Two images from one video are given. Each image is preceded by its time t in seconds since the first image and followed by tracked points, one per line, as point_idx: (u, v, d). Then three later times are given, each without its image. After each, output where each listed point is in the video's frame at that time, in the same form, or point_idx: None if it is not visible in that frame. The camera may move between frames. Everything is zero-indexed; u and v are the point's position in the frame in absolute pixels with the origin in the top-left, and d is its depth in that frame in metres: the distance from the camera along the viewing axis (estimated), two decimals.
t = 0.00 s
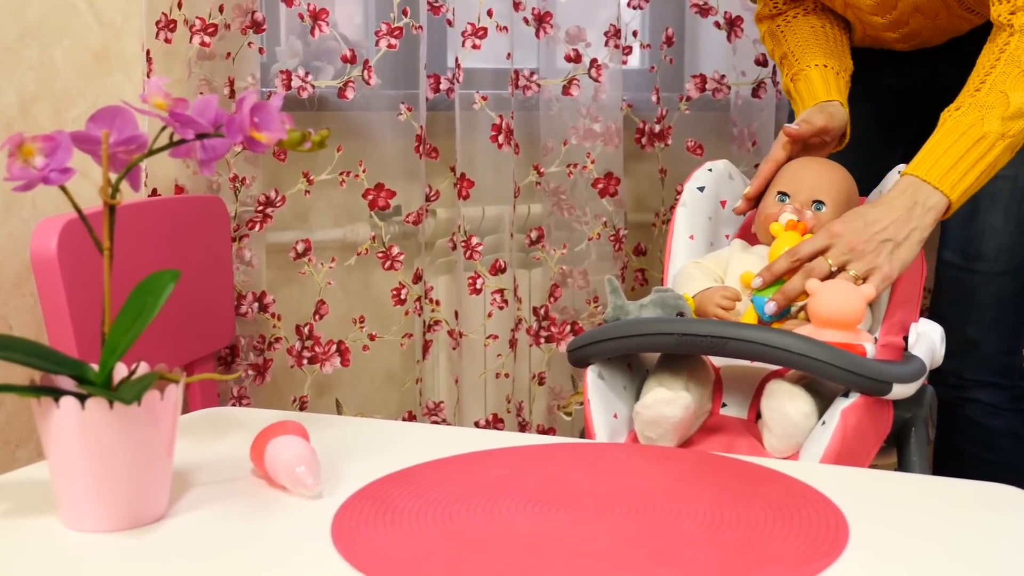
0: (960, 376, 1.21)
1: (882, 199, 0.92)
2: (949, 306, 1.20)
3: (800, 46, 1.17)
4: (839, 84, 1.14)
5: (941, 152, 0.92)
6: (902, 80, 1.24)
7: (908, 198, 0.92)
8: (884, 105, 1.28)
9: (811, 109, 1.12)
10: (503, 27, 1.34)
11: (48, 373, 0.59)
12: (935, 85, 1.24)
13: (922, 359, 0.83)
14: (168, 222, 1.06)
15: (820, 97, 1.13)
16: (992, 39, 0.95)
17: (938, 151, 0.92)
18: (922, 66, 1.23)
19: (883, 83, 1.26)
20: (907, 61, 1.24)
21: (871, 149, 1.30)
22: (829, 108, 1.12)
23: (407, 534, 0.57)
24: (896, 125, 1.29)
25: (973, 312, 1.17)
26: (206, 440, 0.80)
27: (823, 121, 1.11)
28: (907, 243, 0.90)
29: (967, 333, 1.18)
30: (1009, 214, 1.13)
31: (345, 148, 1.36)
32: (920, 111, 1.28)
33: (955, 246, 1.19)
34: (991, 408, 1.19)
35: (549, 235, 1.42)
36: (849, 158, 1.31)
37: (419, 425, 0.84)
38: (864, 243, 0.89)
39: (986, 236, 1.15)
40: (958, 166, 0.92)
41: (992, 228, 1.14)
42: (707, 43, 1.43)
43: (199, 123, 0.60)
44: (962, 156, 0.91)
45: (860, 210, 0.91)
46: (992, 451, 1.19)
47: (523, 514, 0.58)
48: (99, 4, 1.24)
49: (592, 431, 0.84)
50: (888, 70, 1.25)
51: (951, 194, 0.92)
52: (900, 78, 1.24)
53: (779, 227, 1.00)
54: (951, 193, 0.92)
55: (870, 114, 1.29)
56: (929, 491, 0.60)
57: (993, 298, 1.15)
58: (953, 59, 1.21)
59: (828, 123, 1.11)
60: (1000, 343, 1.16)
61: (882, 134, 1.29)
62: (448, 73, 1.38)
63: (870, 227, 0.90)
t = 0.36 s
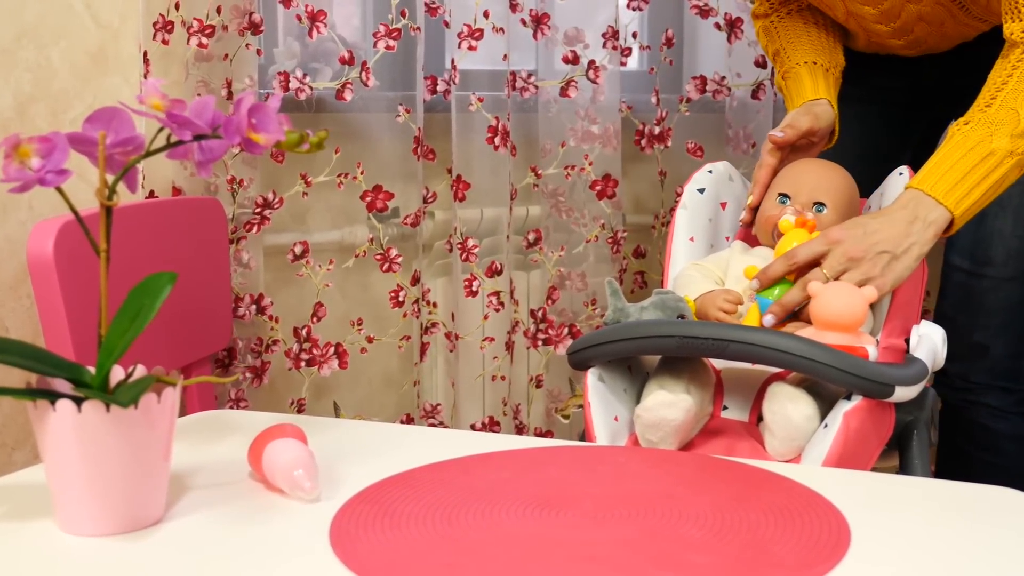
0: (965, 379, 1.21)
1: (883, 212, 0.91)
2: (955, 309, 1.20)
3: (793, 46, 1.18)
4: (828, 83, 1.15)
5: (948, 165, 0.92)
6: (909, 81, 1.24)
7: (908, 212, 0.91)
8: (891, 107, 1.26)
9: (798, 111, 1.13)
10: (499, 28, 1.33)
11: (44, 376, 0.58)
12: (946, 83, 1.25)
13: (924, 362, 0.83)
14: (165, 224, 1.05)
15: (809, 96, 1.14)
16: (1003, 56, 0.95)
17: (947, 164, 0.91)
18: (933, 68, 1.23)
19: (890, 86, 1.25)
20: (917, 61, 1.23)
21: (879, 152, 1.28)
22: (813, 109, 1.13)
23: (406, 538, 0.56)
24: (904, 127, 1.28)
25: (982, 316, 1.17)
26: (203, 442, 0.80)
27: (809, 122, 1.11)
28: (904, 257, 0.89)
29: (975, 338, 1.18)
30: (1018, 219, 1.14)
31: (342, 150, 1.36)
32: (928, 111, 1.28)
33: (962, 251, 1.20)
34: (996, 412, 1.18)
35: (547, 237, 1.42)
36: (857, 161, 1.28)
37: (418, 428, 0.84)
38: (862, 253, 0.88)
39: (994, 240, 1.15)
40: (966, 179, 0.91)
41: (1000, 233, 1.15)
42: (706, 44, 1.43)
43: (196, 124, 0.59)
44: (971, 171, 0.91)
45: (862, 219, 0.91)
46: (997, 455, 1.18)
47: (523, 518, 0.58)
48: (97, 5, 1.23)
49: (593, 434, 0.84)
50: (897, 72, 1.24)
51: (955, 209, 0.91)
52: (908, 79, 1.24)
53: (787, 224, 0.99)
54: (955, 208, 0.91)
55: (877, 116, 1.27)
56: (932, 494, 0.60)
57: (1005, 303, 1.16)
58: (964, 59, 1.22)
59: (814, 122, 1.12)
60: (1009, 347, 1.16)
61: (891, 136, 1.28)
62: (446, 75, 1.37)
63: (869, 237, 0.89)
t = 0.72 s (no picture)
0: (962, 381, 1.21)
1: (909, 221, 0.89)
2: (955, 309, 1.20)
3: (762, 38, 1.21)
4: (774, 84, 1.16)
5: (954, 178, 0.91)
6: (909, 83, 1.24)
7: (928, 225, 0.90)
8: (892, 107, 1.26)
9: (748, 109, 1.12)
10: (494, 29, 1.33)
11: (37, 378, 0.58)
12: (942, 86, 1.25)
13: (920, 364, 0.82)
14: (160, 225, 1.05)
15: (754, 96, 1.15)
16: (997, 60, 0.94)
17: (954, 179, 0.91)
18: (931, 73, 1.23)
19: (888, 87, 1.25)
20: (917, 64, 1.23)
21: (879, 153, 1.28)
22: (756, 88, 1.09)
23: (400, 541, 0.56)
24: (904, 128, 1.28)
25: (979, 319, 1.17)
26: (199, 444, 0.80)
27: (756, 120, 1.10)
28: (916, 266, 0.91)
29: (971, 342, 1.18)
30: (1015, 221, 1.13)
31: (339, 151, 1.36)
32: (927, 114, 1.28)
33: (960, 255, 1.19)
34: (994, 413, 1.18)
35: (543, 239, 1.42)
36: (858, 163, 1.27)
37: (413, 430, 0.84)
38: (892, 277, 0.88)
39: (991, 243, 1.14)
40: (971, 193, 0.91)
41: (997, 235, 1.13)
42: (703, 45, 1.44)
43: (190, 126, 0.59)
44: (977, 184, 0.91)
45: (896, 238, 0.88)
46: (995, 457, 1.18)
47: (518, 521, 0.58)
48: (92, 6, 1.23)
49: (589, 436, 0.84)
50: (897, 75, 1.24)
51: (957, 219, 0.92)
52: (910, 83, 1.24)
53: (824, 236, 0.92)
54: (958, 221, 0.92)
55: (879, 119, 1.26)
56: (927, 497, 0.60)
57: (1000, 306, 1.15)
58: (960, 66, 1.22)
59: (755, 101, 1.08)
60: (1006, 349, 1.16)
61: (891, 137, 1.28)
62: (442, 77, 1.37)
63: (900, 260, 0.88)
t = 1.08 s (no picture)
0: (955, 382, 1.21)
1: (916, 225, 0.90)
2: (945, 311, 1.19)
3: (672, 36, 1.19)
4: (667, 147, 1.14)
5: (956, 180, 0.91)
6: (896, 85, 1.24)
7: (930, 229, 0.91)
8: (875, 108, 1.25)
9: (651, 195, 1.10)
10: (492, 31, 1.32)
11: (34, 380, 0.58)
12: (928, 86, 1.26)
13: (915, 364, 0.83)
14: (156, 227, 1.05)
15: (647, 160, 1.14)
16: (986, 59, 0.95)
17: (957, 179, 0.91)
18: (917, 73, 1.24)
19: (871, 87, 1.24)
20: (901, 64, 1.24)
21: (868, 155, 1.27)
22: (650, 203, 1.05)
23: (397, 543, 0.56)
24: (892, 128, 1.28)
25: (968, 320, 1.17)
26: (195, 445, 0.80)
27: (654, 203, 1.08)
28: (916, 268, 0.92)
29: (962, 342, 1.18)
30: (1003, 221, 1.13)
31: (336, 154, 1.36)
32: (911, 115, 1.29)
33: (947, 257, 1.18)
34: (984, 412, 1.19)
35: (540, 241, 1.42)
36: (845, 164, 1.26)
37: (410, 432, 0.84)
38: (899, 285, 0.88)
39: (979, 244, 1.14)
40: (973, 192, 0.92)
41: (985, 236, 1.13)
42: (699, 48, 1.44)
43: (187, 128, 0.59)
44: (978, 185, 0.91)
45: (903, 246, 0.88)
46: (986, 456, 1.19)
47: (514, 522, 0.58)
48: (89, 8, 1.23)
49: (586, 436, 0.83)
50: (881, 77, 1.24)
51: (958, 218, 0.93)
52: (894, 85, 1.24)
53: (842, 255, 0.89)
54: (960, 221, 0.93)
55: (868, 120, 1.25)
56: (923, 497, 0.60)
57: (989, 306, 1.15)
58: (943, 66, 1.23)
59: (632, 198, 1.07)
60: (999, 349, 1.17)
61: (874, 137, 1.27)
62: (439, 78, 1.37)
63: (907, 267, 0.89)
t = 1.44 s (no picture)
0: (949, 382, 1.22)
1: (916, 232, 0.90)
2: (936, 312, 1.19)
3: (660, 44, 1.19)
4: (662, 159, 1.15)
5: (954, 180, 0.92)
6: (874, 87, 1.25)
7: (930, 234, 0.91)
8: (858, 108, 1.25)
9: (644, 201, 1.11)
10: (492, 32, 1.33)
11: (34, 379, 0.58)
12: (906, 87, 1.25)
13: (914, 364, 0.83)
14: (156, 227, 1.05)
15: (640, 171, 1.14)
16: (972, 60, 0.96)
17: (956, 180, 0.92)
18: (894, 75, 1.24)
19: (853, 89, 1.24)
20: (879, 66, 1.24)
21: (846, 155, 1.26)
22: (644, 213, 1.06)
23: (396, 542, 0.56)
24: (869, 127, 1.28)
25: (951, 319, 1.17)
26: (195, 445, 0.80)
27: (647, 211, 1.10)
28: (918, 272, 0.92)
29: (947, 341, 1.19)
30: (983, 222, 1.12)
31: (335, 154, 1.37)
32: (889, 115, 1.29)
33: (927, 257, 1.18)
34: (972, 410, 1.19)
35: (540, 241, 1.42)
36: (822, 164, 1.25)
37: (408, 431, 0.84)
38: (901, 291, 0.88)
39: (961, 246, 1.14)
40: (972, 193, 0.92)
41: (965, 237, 1.13)
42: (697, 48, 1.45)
43: (186, 129, 0.59)
44: (977, 185, 0.92)
45: (906, 252, 0.88)
46: (975, 453, 1.19)
47: (513, 522, 0.58)
48: (89, 8, 1.24)
49: (585, 436, 0.83)
50: (859, 79, 1.24)
51: (959, 218, 0.93)
52: (871, 86, 1.25)
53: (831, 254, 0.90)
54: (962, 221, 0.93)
55: (847, 120, 1.25)
56: (921, 497, 0.60)
57: (972, 305, 1.16)
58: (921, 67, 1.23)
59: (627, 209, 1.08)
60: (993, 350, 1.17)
61: (852, 136, 1.26)
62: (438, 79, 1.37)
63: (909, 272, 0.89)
